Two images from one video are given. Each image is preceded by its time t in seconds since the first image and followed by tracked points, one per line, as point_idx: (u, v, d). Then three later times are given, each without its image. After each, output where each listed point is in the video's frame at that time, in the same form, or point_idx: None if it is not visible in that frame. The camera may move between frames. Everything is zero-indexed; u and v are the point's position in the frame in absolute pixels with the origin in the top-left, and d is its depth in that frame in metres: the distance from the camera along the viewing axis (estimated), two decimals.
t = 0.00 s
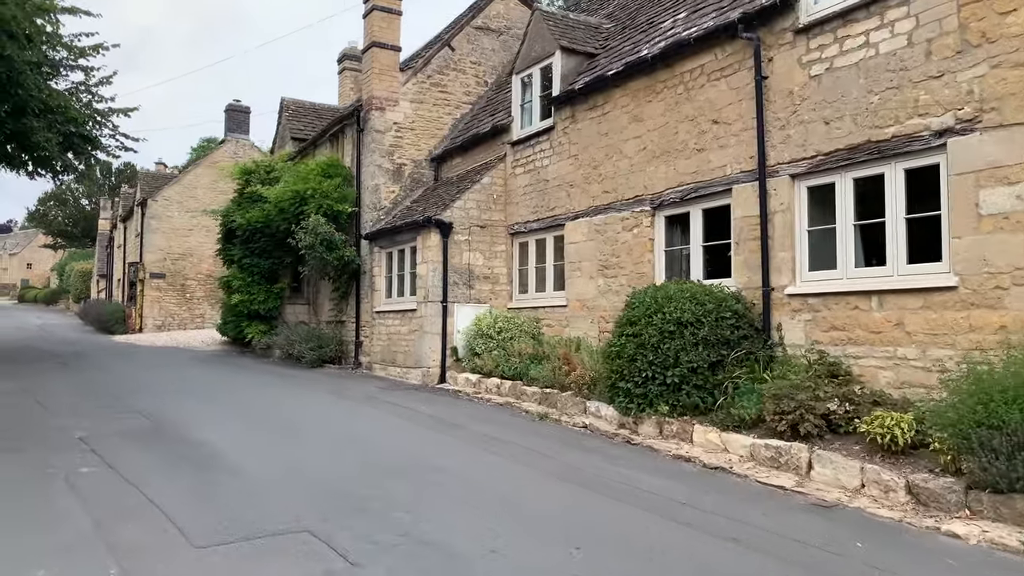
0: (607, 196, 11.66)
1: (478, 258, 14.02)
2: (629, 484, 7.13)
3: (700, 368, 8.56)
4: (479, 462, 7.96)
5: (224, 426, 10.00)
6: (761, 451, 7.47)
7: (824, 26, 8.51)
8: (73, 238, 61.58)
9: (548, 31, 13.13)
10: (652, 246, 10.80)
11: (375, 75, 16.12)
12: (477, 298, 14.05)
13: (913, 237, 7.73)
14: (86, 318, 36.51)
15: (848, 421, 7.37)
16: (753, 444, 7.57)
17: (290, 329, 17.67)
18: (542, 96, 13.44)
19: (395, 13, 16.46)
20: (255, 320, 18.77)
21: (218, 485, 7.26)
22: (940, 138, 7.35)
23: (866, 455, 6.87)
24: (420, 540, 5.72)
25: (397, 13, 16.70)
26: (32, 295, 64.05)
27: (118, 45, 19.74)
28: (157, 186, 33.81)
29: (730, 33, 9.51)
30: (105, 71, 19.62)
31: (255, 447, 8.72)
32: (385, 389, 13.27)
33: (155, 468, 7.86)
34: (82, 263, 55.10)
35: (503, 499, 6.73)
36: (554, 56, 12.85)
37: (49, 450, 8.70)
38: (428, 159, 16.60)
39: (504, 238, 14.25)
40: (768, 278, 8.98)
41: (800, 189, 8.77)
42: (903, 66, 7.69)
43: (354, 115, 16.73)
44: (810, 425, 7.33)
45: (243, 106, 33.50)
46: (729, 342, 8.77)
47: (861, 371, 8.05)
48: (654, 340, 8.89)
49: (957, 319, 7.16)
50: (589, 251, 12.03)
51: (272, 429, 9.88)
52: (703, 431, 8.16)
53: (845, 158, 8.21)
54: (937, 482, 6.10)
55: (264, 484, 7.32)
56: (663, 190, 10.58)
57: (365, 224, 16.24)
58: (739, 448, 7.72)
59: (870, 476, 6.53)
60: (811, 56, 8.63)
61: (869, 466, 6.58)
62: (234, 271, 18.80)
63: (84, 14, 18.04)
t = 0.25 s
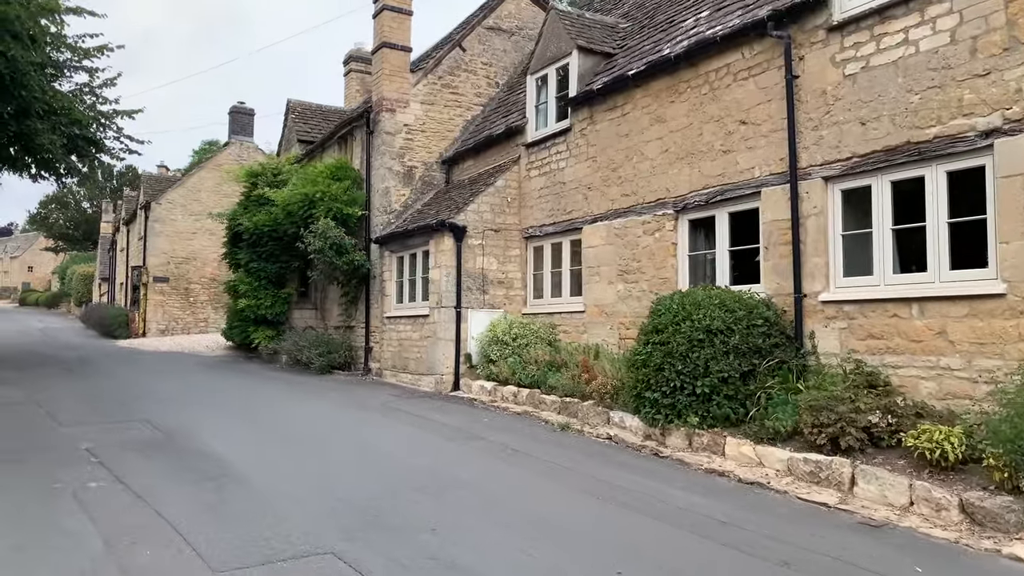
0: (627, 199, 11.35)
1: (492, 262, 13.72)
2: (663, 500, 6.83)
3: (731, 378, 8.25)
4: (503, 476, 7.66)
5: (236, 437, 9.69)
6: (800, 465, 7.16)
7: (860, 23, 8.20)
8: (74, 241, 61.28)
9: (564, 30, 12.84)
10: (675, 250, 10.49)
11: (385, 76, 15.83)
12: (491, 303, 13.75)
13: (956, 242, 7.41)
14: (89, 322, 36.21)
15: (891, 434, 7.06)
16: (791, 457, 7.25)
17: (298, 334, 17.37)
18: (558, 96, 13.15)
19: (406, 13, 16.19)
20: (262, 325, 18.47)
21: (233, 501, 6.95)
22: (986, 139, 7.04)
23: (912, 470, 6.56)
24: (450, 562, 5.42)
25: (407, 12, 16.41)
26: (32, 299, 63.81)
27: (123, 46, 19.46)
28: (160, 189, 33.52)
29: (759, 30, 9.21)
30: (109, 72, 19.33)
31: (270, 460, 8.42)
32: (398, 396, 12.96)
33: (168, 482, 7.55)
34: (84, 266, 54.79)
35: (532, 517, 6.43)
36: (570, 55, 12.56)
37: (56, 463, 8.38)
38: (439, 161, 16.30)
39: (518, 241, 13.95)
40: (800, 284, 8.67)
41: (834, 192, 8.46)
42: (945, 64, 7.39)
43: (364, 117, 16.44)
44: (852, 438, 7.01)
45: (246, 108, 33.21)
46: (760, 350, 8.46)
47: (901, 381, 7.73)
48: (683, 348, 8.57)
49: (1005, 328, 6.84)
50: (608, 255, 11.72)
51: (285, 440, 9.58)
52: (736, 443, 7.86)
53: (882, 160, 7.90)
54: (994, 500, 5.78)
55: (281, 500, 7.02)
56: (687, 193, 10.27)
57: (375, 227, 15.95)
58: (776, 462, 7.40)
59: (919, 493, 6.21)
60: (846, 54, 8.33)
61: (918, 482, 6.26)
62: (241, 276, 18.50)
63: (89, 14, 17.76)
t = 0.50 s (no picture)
0: (646, 198, 11.08)
1: (505, 262, 13.44)
2: (699, 509, 6.54)
3: (762, 381, 7.97)
4: (529, 483, 7.36)
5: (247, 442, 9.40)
6: (838, 472, 6.88)
7: (895, 13, 7.92)
8: (75, 243, 61.03)
9: (580, 26, 12.56)
10: (698, 250, 10.20)
11: (395, 73, 15.56)
12: (504, 304, 13.47)
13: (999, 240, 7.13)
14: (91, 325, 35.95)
15: (935, 440, 6.76)
16: (829, 464, 6.97)
17: (305, 336, 17.09)
18: (573, 93, 12.88)
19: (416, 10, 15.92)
20: (268, 327, 18.18)
21: (248, 510, 6.66)
22: None
23: (960, 478, 6.27)
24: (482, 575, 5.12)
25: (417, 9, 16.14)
26: (33, 301, 63.55)
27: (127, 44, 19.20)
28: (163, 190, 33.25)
29: (787, 23, 8.94)
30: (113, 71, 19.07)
31: (284, 467, 8.13)
32: (410, 400, 12.67)
33: (180, 489, 7.26)
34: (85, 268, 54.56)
35: (563, 526, 6.14)
36: (587, 51, 12.28)
37: (62, 469, 8.08)
38: (449, 160, 16.03)
39: (532, 241, 13.67)
40: (832, 285, 8.40)
41: (867, 189, 8.19)
42: (988, 54, 7.11)
43: (373, 115, 16.16)
44: (894, 445, 6.71)
45: (250, 108, 32.94)
46: (791, 353, 8.18)
47: (941, 385, 7.44)
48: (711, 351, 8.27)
49: None
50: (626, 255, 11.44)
51: (297, 446, 9.28)
52: (770, 449, 7.57)
53: (920, 155, 7.62)
54: None
55: (299, 508, 6.73)
56: (710, 191, 10.00)
57: (385, 227, 15.68)
58: (813, 469, 7.12)
59: (970, 502, 5.92)
60: (880, 46, 8.05)
61: (969, 491, 5.97)
62: (246, 277, 18.20)
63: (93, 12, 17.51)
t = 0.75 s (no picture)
0: (667, 200, 10.77)
1: (519, 266, 13.14)
2: (736, 528, 6.23)
3: (796, 391, 7.67)
4: (556, 500, 7.05)
5: (258, 454, 9.08)
6: (880, 488, 6.57)
7: (934, 8, 7.63)
8: (76, 246, 60.74)
9: (596, 24, 12.27)
10: (723, 254, 9.90)
11: (405, 73, 15.27)
12: (518, 309, 13.17)
13: None
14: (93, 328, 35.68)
15: (983, 454, 6.45)
16: (871, 479, 6.66)
17: (312, 341, 16.78)
18: (589, 93, 12.59)
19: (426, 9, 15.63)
20: (275, 331, 17.88)
21: (264, 528, 6.35)
22: None
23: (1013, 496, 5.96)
24: None
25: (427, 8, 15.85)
26: (34, 304, 63.30)
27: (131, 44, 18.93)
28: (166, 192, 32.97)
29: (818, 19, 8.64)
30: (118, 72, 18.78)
31: (298, 481, 7.82)
32: (422, 407, 12.37)
33: (192, 504, 6.95)
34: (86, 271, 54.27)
35: (597, 547, 5.83)
36: (604, 50, 11.99)
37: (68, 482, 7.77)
38: (460, 162, 15.73)
39: (546, 245, 13.37)
40: (867, 290, 8.09)
41: (904, 191, 7.88)
42: None
43: (382, 116, 15.87)
44: (942, 459, 6.38)
45: (254, 109, 32.65)
46: (825, 361, 7.87)
47: (984, 396, 7.13)
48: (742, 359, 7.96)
49: None
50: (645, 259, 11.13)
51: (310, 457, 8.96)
52: (806, 463, 7.26)
53: (961, 156, 7.31)
54: None
55: (317, 526, 6.42)
56: (736, 193, 9.69)
57: (395, 230, 15.38)
58: (854, 484, 6.80)
59: None
60: (918, 43, 7.76)
61: None
62: (252, 280, 17.88)
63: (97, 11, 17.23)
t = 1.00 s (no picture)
0: (689, 199, 10.49)
1: (534, 267, 12.85)
2: (779, 541, 5.93)
3: (833, 396, 7.37)
4: (586, 510, 6.74)
5: (271, 460, 8.78)
6: (928, 498, 6.26)
7: None
8: (77, 247, 60.46)
9: (614, 19, 12.00)
10: (749, 254, 9.61)
11: (415, 70, 15.00)
12: (533, 311, 12.88)
13: None
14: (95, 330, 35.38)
15: None
16: (917, 488, 6.36)
17: (320, 343, 16.48)
18: (607, 90, 12.30)
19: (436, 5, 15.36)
20: (281, 333, 17.57)
21: (282, 541, 6.04)
22: None
23: None
24: None
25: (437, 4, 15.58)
26: (35, 306, 63.03)
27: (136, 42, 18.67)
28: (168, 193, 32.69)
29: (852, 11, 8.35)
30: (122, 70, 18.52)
31: (314, 490, 7.52)
32: (435, 412, 12.07)
33: (205, 515, 6.65)
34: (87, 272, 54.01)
35: (634, 562, 5.53)
36: (622, 45, 11.71)
37: (74, 491, 7.46)
38: (470, 161, 15.45)
39: (561, 245, 13.08)
40: (904, 292, 7.79)
41: (944, 189, 7.58)
42: None
43: (392, 114, 15.59)
44: (994, 469, 6.07)
45: (257, 109, 32.37)
46: (862, 365, 7.58)
47: None
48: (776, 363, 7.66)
49: None
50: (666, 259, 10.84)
51: (325, 464, 8.66)
52: (846, 471, 6.97)
53: (1006, 152, 7.01)
54: None
55: (337, 539, 6.11)
56: (763, 191, 9.40)
57: (405, 231, 15.10)
58: (899, 494, 6.50)
59: None
60: (959, 34, 7.47)
61: None
62: (259, 282, 17.58)
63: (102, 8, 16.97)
